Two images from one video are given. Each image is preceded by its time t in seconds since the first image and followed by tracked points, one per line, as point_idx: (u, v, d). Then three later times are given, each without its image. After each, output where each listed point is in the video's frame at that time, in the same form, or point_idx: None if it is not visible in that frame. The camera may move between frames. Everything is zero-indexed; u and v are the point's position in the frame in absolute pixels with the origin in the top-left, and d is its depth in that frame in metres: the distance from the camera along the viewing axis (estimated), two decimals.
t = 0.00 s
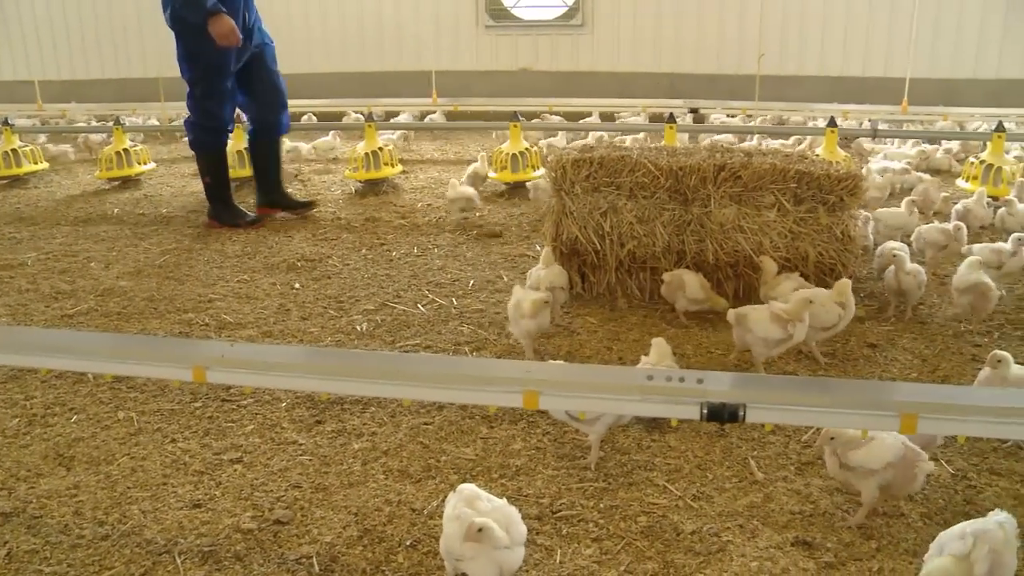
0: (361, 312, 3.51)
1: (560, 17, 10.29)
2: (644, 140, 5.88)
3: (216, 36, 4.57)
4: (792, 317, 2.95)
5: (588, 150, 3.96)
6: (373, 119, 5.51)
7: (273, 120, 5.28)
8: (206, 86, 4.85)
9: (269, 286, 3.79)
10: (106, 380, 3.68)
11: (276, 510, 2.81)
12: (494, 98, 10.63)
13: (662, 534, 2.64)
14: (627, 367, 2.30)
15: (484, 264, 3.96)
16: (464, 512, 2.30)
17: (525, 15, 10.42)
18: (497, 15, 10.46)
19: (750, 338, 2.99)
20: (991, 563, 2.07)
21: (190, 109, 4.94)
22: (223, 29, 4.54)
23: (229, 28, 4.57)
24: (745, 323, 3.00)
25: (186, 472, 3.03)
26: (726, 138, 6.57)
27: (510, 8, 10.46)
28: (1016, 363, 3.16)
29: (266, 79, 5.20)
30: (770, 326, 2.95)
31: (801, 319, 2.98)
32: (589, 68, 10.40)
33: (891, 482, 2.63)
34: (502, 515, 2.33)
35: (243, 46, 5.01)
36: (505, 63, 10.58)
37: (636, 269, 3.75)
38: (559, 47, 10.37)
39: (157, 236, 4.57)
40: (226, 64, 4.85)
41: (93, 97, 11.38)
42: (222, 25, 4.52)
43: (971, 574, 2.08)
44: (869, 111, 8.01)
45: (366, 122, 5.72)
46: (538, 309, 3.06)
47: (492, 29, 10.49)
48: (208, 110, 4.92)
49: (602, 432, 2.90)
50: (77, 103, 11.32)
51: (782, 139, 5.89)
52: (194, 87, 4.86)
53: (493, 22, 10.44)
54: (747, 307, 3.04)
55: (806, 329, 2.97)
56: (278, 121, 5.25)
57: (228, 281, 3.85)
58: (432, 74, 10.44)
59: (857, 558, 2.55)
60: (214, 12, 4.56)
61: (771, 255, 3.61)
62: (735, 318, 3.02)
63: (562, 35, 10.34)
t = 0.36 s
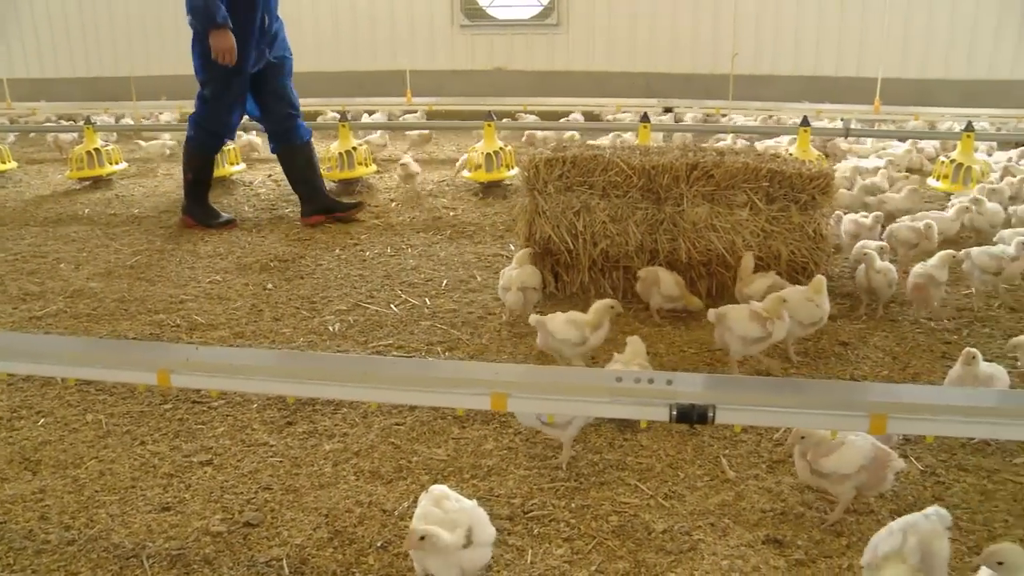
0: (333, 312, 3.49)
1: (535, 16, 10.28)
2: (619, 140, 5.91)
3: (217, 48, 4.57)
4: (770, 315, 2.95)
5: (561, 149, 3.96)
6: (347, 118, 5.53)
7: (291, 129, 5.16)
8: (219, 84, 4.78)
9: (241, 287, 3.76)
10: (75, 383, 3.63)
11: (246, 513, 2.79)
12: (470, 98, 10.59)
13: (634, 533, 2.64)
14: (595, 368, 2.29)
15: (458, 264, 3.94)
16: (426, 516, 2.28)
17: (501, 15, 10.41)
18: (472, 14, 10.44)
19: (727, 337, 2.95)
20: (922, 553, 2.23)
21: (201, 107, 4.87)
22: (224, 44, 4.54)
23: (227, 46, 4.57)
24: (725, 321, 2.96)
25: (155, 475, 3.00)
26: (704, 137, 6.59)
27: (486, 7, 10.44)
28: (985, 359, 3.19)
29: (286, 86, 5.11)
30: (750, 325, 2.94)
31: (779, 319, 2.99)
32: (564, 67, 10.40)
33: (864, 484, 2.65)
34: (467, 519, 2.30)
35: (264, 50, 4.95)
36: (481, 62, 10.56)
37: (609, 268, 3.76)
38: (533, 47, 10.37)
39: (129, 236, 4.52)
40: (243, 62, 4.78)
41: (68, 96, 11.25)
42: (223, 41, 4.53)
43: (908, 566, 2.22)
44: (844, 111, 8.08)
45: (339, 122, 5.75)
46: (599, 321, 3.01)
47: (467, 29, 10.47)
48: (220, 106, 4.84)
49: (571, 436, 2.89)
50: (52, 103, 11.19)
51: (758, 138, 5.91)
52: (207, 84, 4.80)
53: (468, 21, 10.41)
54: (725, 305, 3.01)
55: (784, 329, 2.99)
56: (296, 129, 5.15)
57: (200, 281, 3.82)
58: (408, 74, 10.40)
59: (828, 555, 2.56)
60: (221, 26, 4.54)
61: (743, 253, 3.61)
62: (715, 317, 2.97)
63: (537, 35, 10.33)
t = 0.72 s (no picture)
0: (304, 314, 3.47)
1: (507, 16, 10.27)
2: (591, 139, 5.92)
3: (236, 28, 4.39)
4: (765, 308, 2.92)
5: (533, 149, 3.96)
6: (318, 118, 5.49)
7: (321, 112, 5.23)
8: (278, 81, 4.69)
9: (212, 289, 3.73)
10: (41, 390, 3.58)
11: (215, 517, 2.76)
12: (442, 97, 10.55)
13: (605, 533, 2.63)
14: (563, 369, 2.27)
15: (429, 264, 3.93)
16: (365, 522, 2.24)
17: (474, 14, 10.40)
18: (444, 14, 10.41)
19: (720, 330, 2.96)
20: (884, 548, 2.25)
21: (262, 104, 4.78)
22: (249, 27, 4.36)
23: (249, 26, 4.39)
24: (718, 313, 2.96)
25: (124, 480, 2.96)
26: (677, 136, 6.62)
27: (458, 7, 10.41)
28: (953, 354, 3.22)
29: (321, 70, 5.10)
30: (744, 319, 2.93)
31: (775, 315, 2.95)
32: (537, 67, 10.40)
33: (835, 480, 2.65)
34: (407, 519, 2.22)
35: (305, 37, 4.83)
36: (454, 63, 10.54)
37: (580, 268, 3.76)
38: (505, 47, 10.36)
39: (98, 239, 4.48)
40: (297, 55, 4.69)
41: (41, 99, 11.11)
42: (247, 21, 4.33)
43: (871, 563, 2.27)
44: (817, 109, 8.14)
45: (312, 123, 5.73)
46: (573, 326, 2.94)
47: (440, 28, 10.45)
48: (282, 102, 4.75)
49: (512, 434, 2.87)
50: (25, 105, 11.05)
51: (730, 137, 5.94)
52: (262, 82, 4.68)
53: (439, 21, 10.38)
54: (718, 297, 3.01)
55: (780, 324, 2.96)
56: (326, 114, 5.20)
57: (170, 284, 3.78)
58: (380, 74, 10.35)
59: (799, 552, 2.56)
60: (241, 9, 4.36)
61: (715, 251, 3.62)
62: (708, 309, 2.97)
63: (509, 34, 10.33)
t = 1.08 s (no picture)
0: (271, 316, 3.44)
1: (478, 15, 10.25)
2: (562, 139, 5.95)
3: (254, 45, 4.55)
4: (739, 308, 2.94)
5: (500, 148, 3.95)
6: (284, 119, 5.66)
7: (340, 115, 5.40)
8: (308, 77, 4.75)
9: (178, 291, 3.70)
10: (3, 396, 3.52)
11: (180, 522, 2.73)
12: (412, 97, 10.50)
13: (572, 532, 2.63)
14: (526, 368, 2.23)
15: (398, 265, 3.91)
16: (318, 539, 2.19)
17: (443, 14, 10.37)
18: (413, 14, 10.37)
19: (697, 331, 2.97)
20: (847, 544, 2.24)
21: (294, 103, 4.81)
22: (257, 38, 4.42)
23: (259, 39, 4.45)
24: (695, 315, 2.97)
25: (86, 486, 2.91)
26: (646, 135, 6.66)
27: (428, 7, 10.37)
28: (918, 350, 3.25)
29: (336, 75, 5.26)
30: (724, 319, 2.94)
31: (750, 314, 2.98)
32: (508, 66, 10.38)
33: (800, 477, 2.66)
34: (360, 548, 2.14)
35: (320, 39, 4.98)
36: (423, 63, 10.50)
37: (549, 267, 3.77)
38: (475, 46, 10.34)
39: (63, 242, 4.42)
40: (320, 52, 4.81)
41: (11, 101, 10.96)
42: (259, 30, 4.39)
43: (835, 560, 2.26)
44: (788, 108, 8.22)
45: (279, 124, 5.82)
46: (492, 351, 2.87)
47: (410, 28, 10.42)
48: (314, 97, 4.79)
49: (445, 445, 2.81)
50: None
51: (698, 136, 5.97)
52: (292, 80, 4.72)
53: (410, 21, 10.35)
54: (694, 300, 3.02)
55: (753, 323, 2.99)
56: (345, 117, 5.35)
57: (136, 287, 3.74)
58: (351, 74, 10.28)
59: (766, 549, 2.56)
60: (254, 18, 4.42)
61: (683, 250, 3.64)
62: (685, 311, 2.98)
63: (479, 34, 10.31)
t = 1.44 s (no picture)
0: (231, 312, 3.41)
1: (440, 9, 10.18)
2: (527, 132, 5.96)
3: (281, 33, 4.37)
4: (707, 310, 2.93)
5: (461, 142, 3.95)
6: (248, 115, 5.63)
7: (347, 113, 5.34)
8: (318, 78, 4.66)
9: (138, 289, 3.65)
10: None
11: (136, 522, 2.68)
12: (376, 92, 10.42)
13: (532, 527, 2.62)
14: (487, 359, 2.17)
15: (360, 260, 3.90)
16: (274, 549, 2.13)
17: (408, 7, 10.17)
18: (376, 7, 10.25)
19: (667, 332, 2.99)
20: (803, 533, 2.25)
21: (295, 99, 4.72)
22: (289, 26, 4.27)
23: (296, 26, 4.26)
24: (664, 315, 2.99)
25: (40, 488, 2.85)
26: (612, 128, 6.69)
27: None
28: (876, 341, 3.28)
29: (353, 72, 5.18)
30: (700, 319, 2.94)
31: (722, 314, 2.97)
32: (471, 59, 10.34)
33: (759, 469, 2.65)
34: (318, 565, 2.11)
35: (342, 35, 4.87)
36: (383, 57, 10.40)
37: (511, 261, 3.76)
38: (439, 40, 10.28)
39: (20, 240, 4.35)
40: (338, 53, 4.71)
41: None
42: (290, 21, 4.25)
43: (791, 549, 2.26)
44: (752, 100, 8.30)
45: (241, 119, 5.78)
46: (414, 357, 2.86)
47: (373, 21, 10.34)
48: (318, 98, 4.71)
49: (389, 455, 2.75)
50: None
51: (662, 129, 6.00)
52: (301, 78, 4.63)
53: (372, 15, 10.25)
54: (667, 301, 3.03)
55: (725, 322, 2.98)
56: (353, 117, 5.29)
57: (94, 284, 3.68)
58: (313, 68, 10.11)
59: (725, 540, 2.57)
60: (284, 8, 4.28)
61: (644, 243, 3.67)
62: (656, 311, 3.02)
63: (442, 28, 10.24)
